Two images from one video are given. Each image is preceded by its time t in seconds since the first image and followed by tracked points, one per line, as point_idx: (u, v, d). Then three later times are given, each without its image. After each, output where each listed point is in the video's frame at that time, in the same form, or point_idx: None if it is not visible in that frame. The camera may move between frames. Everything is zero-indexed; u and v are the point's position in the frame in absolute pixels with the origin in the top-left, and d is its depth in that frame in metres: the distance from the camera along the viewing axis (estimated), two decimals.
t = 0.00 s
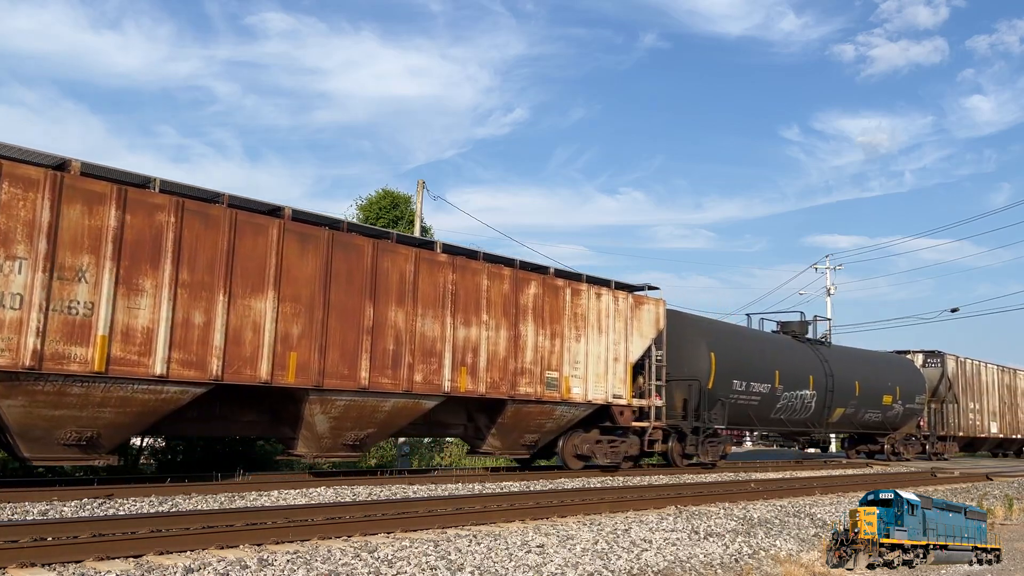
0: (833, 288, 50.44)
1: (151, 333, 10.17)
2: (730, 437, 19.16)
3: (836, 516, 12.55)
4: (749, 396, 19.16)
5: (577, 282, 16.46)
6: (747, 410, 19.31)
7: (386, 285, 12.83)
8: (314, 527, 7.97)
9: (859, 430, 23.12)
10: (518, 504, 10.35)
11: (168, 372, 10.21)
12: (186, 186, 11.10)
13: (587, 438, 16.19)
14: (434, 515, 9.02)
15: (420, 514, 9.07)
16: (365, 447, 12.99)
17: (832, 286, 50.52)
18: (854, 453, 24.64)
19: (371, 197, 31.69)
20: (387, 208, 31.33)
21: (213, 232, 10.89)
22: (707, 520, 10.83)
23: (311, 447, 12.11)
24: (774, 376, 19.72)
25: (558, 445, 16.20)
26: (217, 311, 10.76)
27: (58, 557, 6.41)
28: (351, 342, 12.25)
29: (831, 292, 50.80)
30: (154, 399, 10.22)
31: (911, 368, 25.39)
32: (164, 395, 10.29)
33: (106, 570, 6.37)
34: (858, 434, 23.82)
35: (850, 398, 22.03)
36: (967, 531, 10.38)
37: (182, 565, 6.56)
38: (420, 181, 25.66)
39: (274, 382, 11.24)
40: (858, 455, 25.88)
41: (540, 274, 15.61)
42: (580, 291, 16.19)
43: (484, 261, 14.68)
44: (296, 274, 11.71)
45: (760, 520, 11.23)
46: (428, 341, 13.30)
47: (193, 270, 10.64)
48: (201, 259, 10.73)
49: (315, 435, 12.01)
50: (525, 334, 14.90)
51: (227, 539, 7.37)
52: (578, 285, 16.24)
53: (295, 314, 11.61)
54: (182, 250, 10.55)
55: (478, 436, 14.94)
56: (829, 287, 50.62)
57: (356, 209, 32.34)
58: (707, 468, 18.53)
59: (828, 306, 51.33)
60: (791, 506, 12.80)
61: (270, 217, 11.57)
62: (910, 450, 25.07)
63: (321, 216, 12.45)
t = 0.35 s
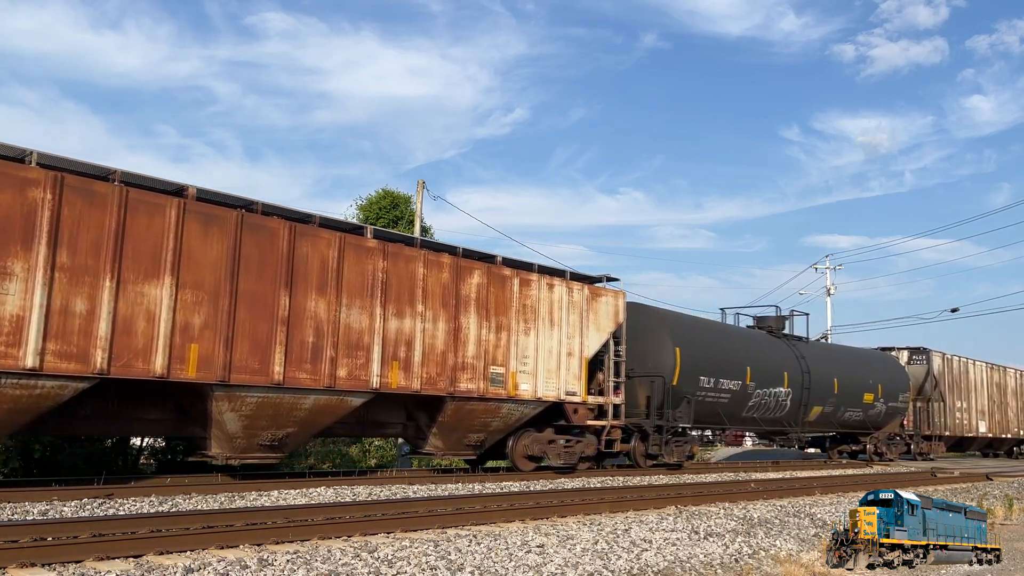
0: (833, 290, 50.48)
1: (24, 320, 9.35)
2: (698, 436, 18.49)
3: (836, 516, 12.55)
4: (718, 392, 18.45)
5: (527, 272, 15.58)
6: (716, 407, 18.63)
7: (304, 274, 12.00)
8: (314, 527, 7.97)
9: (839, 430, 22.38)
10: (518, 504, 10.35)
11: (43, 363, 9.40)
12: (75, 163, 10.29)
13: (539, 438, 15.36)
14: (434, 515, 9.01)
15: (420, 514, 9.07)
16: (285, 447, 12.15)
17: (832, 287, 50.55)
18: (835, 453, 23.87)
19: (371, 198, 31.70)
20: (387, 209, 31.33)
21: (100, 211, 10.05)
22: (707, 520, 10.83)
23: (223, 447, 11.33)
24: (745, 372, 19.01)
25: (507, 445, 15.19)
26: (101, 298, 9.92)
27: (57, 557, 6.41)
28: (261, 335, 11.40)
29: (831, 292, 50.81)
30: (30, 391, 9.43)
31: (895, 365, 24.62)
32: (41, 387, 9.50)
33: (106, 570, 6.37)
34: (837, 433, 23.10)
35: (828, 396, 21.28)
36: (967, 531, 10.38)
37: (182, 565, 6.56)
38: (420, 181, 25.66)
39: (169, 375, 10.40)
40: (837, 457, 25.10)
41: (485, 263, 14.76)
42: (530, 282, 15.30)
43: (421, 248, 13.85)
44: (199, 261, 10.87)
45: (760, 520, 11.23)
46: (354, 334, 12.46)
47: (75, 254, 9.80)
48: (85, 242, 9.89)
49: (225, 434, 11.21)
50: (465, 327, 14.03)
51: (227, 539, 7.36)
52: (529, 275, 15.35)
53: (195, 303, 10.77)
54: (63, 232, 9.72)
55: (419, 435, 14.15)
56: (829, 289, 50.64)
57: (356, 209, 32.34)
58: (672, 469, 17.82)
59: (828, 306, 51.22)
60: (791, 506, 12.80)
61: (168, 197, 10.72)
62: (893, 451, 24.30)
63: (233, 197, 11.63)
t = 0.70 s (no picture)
0: (833, 290, 50.47)
1: None
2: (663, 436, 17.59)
3: (836, 516, 12.55)
4: (685, 390, 17.54)
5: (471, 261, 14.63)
6: (683, 406, 17.71)
7: (210, 259, 10.89)
8: (314, 527, 7.97)
9: (818, 429, 21.56)
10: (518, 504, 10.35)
11: None
12: None
13: (484, 438, 14.33)
14: (434, 515, 9.01)
15: (420, 514, 9.07)
16: (191, 449, 11.11)
17: (832, 287, 50.53)
18: (814, 454, 23.08)
19: (371, 198, 31.70)
20: (387, 208, 31.33)
21: None
22: (707, 520, 10.83)
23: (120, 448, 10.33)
24: (715, 369, 18.11)
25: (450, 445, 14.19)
26: None
27: (57, 557, 6.40)
28: (158, 325, 10.28)
29: (831, 292, 50.81)
30: None
31: (879, 362, 23.79)
32: None
33: (106, 570, 6.37)
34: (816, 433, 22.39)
35: (805, 393, 20.44)
36: (967, 531, 10.38)
37: (182, 565, 6.55)
38: (420, 181, 25.65)
39: (45, 369, 9.25)
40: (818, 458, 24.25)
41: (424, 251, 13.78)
42: (473, 270, 14.35)
43: (348, 233, 12.85)
44: (83, 242, 9.72)
45: (760, 520, 11.23)
46: (266, 324, 11.39)
47: None
48: None
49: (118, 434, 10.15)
50: (396, 318, 13.01)
51: (227, 539, 7.36)
52: (471, 263, 14.40)
53: (77, 289, 9.62)
54: None
55: (351, 434, 13.09)
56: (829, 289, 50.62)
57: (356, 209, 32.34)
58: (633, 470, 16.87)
59: (828, 306, 50.93)
60: (791, 506, 12.80)
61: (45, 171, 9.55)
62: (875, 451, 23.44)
63: (190, 187, 11.14)
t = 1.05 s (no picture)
0: (833, 289, 50.45)
1: None
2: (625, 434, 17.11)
3: (836, 516, 12.55)
4: (648, 386, 17.06)
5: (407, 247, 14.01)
6: (647, 403, 17.22)
7: (97, 242, 10.12)
8: (314, 527, 7.97)
9: (793, 428, 21.14)
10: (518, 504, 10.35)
11: None
12: None
13: (421, 437, 13.65)
14: (434, 516, 9.01)
15: (420, 514, 9.07)
16: (81, 449, 10.39)
17: (832, 287, 50.50)
18: (795, 454, 22.81)
19: (370, 198, 31.71)
20: (387, 208, 31.35)
21: None
22: (707, 520, 10.83)
23: None
24: (680, 365, 17.62)
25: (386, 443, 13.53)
26: None
27: (56, 557, 6.40)
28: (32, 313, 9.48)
29: (831, 292, 50.77)
30: None
31: (860, 360, 23.34)
32: None
33: (106, 570, 6.37)
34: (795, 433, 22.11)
35: (779, 391, 19.98)
36: (967, 531, 10.38)
37: (182, 565, 6.55)
38: (420, 182, 25.67)
39: None
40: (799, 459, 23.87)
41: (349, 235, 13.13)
42: (406, 257, 13.70)
43: (264, 215, 12.22)
44: None
45: (760, 520, 11.23)
46: (162, 312, 10.64)
47: None
48: None
49: None
50: (314, 307, 12.34)
51: (227, 539, 7.36)
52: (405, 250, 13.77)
53: None
54: None
55: (272, 434, 12.43)
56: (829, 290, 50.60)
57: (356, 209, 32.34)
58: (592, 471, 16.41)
59: (828, 306, 50.91)
60: (791, 506, 12.80)
61: None
62: (855, 451, 23.12)
63: (86, 165, 10.52)
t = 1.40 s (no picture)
0: (833, 288, 50.44)
1: None
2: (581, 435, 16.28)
3: (836, 516, 12.55)
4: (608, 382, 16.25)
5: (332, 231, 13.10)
6: (606, 400, 16.41)
7: None
8: (314, 527, 7.97)
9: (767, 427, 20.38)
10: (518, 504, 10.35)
11: None
12: None
13: (348, 436, 12.69)
14: (434, 516, 9.01)
15: (420, 514, 9.07)
16: None
17: (833, 286, 50.50)
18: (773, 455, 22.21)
19: (371, 197, 31.69)
20: (387, 208, 31.36)
21: None
22: (707, 520, 10.83)
23: None
24: (642, 360, 16.82)
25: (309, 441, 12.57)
26: None
27: (56, 557, 6.40)
28: None
29: (831, 292, 50.77)
30: None
31: (836, 356, 22.67)
32: None
33: (106, 570, 6.37)
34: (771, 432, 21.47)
35: (750, 388, 19.20)
36: (967, 531, 10.38)
37: (182, 565, 6.55)
38: (420, 181, 25.67)
39: None
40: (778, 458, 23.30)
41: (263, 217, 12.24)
42: (328, 242, 12.79)
43: (164, 193, 11.27)
44: None
45: (760, 520, 11.23)
46: (38, 298, 9.70)
47: None
48: None
49: None
50: (217, 294, 11.40)
51: (227, 539, 7.36)
52: (328, 234, 12.86)
53: None
54: None
55: (181, 432, 11.56)
56: (829, 289, 50.60)
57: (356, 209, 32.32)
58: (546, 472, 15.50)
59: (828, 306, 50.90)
60: (791, 506, 12.80)
61: None
62: (835, 451, 22.50)
63: None
